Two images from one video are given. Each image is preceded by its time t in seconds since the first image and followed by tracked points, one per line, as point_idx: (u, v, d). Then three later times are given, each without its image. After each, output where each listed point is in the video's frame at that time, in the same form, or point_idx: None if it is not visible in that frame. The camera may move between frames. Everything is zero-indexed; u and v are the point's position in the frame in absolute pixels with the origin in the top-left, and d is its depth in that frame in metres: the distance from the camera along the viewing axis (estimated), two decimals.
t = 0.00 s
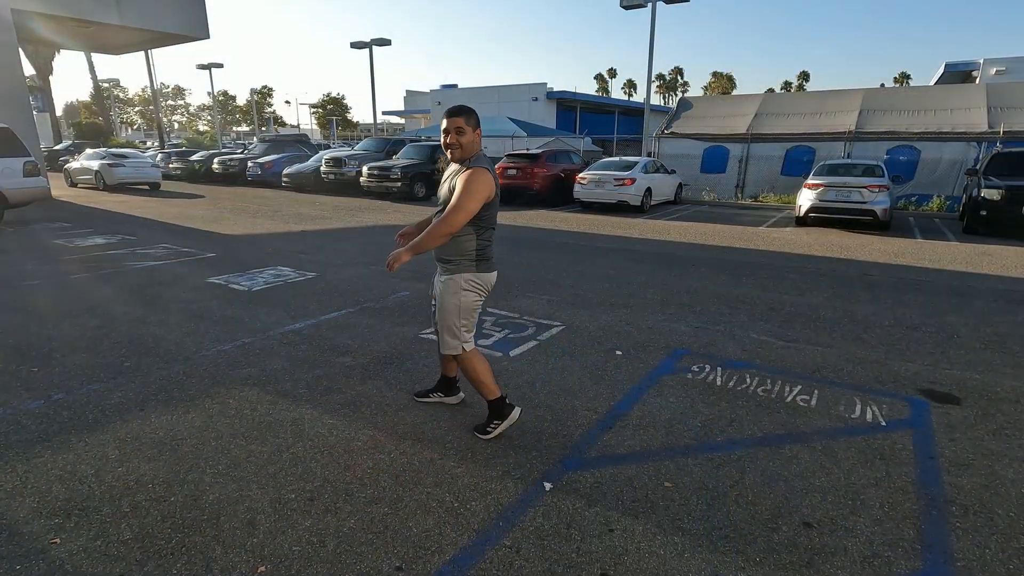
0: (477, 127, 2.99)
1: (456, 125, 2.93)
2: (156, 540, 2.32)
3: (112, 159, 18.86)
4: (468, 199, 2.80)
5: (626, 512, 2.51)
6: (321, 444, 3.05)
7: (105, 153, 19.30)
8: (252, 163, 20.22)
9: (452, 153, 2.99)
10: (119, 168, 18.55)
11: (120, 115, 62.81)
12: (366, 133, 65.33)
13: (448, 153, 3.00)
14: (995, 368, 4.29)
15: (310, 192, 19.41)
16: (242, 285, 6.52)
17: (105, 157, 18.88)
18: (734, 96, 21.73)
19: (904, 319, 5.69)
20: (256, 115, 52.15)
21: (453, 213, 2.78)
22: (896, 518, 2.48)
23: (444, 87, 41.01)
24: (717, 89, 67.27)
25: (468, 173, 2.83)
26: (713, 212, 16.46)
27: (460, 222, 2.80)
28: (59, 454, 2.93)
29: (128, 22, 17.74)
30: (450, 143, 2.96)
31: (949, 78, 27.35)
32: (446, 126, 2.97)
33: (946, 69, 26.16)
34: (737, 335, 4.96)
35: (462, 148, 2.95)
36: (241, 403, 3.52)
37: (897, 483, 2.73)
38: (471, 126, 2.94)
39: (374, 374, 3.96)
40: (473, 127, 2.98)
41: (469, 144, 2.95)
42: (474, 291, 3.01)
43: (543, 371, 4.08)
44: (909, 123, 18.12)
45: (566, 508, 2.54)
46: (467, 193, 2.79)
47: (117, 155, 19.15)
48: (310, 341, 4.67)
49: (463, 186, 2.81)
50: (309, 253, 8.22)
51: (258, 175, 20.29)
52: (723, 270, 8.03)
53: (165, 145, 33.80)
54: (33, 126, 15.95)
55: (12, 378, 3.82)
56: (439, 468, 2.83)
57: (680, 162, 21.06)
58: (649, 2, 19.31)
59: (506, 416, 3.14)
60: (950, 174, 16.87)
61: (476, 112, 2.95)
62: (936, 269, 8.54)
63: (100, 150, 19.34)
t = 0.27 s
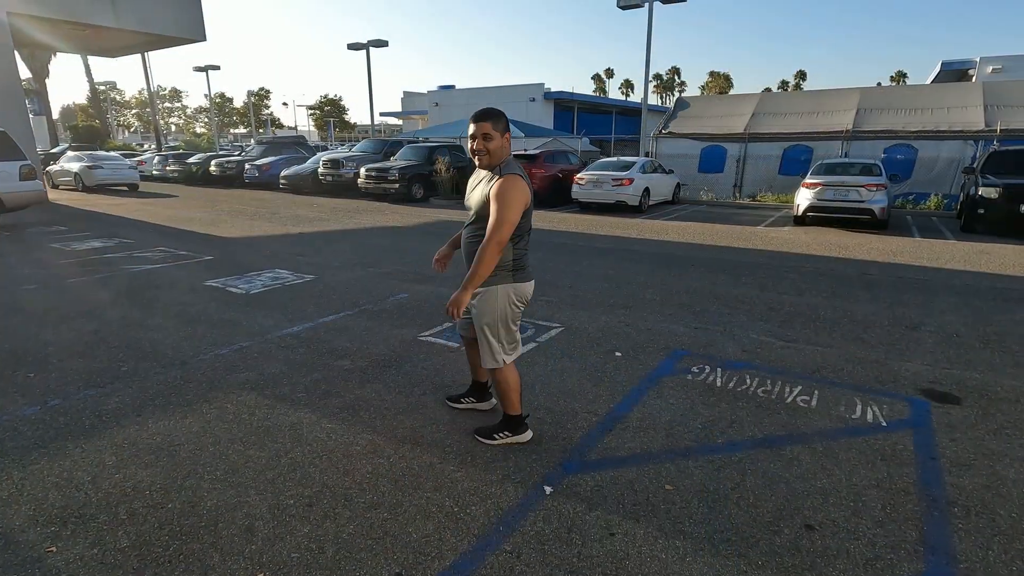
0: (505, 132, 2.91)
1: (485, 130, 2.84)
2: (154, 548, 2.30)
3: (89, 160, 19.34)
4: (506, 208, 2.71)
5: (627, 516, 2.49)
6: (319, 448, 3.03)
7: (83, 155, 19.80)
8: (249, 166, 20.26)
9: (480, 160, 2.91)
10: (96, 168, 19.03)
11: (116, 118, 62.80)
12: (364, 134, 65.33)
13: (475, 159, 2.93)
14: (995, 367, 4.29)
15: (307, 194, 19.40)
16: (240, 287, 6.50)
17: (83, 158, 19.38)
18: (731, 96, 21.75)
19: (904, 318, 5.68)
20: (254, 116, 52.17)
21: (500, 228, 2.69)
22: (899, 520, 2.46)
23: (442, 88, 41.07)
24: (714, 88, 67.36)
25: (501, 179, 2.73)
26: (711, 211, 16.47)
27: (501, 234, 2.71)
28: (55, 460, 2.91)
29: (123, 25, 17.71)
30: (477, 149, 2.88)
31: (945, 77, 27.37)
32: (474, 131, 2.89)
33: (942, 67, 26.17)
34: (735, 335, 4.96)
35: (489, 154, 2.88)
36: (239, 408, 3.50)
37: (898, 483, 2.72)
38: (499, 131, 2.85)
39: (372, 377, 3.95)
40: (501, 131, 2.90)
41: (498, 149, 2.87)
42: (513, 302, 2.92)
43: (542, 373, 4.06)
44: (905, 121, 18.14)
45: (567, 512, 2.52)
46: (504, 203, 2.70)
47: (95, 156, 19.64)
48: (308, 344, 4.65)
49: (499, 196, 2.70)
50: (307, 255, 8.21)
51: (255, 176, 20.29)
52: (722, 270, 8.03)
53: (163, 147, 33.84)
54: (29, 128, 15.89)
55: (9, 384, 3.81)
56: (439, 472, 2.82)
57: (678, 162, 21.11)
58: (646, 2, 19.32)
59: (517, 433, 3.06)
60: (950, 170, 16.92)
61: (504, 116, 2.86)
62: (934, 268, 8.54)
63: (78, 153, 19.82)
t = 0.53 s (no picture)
0: (526, 132, 2.86)
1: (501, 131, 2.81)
2: (154, 557, 2.26)
3: (68, 160, 19.74)
4: (529, 210, 2.63)
5: (634, 521, 2.46)
6: (320, 454, 3.00)
7: (63, 157, 20.14)
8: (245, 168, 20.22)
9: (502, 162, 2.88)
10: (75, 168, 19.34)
11: (112, 120, 62.61)
12: (361, 135, 65.24)
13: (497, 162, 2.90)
14: (999, 367, 4.26)
15: (305, 195, 19.33)
16: (238, 290, 6.45)
17: (64, 159, 19.71)
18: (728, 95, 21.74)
19: (905, 317, 5.66)
20: (250, 118, 52.02)
21: (531, 235, 2.64)
22: (908, 523, 2.44)
23: (438, 89, 41.02)
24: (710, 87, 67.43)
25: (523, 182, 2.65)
26: (709, 211, 16.47)
27: (529, 237, 2.65)
28: (52, 468, 2.87)
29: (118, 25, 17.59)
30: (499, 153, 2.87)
31: (941, 75, 27.41)
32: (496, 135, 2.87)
33: (938, 66, 26.21)
34: (737, 336, 4.93)
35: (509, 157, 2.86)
36: (239, 413, 3.46)
37: (906, 486, 2.70)
38: (517, 132, 2.81)
39: (372, 381, 3.91)
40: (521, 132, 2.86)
41: (518, 151, 2.84)
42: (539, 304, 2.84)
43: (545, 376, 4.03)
44: (902, 120, 18.16)
45: (573, 517, 2.49)
46: (526, 205, 2.62)
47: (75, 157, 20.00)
48: (307, 347, 4.61)
49: (519, 197, 2.63)
50: (305, 257, 8.17)
51: (252, 178, 20.22)
52: (722, 270, 8.02)
53: (159, 150, 33.72)
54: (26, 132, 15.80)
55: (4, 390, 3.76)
56: (442, 478, 2.78)
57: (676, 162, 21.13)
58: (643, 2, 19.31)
59: (521, 438, 3.02)
60: (947, 168, 16.92)
61: (522, 116, 2.81)
62: (933, 267, 8.55)
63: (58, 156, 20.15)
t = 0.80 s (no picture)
0: (543, 137, 2.84)
1: (519, 139, 2.82)
2: (163, 573, 2.18)
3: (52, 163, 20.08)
4: (532, 208, 2.62)
5: (658, 532, 2.39)
6: (331, 463, 2.92)
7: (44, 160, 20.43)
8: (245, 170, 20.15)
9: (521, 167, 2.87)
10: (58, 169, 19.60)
11: (110, 121, 62.58)
12: (359, 135, 65.17)
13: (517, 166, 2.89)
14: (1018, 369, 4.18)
15: (304, 196, 19.23)
16: (240, 293, 6.37)
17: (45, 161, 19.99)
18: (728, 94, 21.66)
19: (917, 317, 5.60)
20: (247, 118, 51.85)
21: (525, 229, 2.62)
22: (940, 532, 2.37)
23: (437, 90, 40.92)
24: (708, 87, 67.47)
25: (532, 185, 2.63)
26: (710, 210, 16.39)
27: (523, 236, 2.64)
28: (57, 477, 2.79)
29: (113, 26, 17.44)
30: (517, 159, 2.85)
31: (942, 73, 27.36)
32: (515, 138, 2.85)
33: (938, 65, 26.18)
34: (748, 338, 4.87)
35: (529, 164, 2.86)
36: (246, 419, 3.38)
37: (934, 493, 2.63)
38: (533, 138, 2.80)
39: (381, 386, 3.83)
40: (539, 138, 2.85)
41: (533, 156, 2.83)
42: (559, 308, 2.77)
43: (556, 380, 3.96)
44: (903, 119, 18.11)
45: (594, 528, 2.42)
46: (531, 202, 2.61)
47: (58, 159, 20.30)
48: (313, 351, 4.52)
49: (527, 194, 2.63)
50: (306, 259, 8.07)
51: (251, 180, 20.12)
52: (728, 270, 7.94)
53: (156, 151, 33.60)
54: (24, 133, 15.71)
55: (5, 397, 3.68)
56: (457, 486, 2.70)
57: (677, 162, 21.08)
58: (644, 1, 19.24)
59: (523, 435, 3.05)
60: (949, 167, 16.88)
61: (538, 122, 2.80)
62: (941, 265, 8.48)
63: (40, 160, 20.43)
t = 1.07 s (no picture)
0: (550, 141, 2.84)
1: (525, 140, 2.85)
2: None
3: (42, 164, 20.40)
4: (529, 207, 2.64)
5: (680, 541, 2.34)
6: (344, 470, 2.86)
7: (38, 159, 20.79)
8: (246, 171, 20.11)
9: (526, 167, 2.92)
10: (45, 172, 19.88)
11: (110, 122, 62.55)
12: (359, 135, 65.14)
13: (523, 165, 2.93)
14: None
15: (305, 197, 19.18)
16: (245, 295, 6.30)
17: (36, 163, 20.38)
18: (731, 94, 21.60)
19: (929, 319, 5.54)
20: (248, 119, 51.82)
21: (526, 222, 2.63)
22: (970, 540, 2.32)
23: (437, 90, 40.83)
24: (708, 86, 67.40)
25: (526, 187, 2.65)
26: (713, 211, 16.33)
27: (525, 225, 2.66)
28: (65, 485, 2.74)
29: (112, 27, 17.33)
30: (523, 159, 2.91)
31: (943, 72, 27.29)
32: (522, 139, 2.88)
33: (940, 64, 26.13)
34: (760, 339, 4.81)
35: (533, 165, 2.88)
36: (255, 425, 3.32)
37: (961, 501, 2.57)
38: (540, 141, 2.82)
39: (391, 390, 3.79)
40: (546, 141, 2.85)
41: (537, 158, 2.84)
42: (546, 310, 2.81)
43: (568, 383, 3.90)
44: (906, 119, 18.05)
45: (615, 537, 2.36)
46: (532, 196, 2.62)
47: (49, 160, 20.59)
48: (321, 355, 4.47)
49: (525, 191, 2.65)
50: (310, 261, 8.02)
51: (252, 181, 20.03)
52: (735, 270, 7.89)
53: (156, 151, 33.55)
54: (24, 134, 15.61)
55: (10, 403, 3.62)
56: (473, 494, 2.65)
57: (679, 161, 21.04)
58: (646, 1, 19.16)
59: (501, 413, 3.31)
60: (953, 167, 16.82)
61: (546, 125, 2.80)
62: (949, 266, 8.42)
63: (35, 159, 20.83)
